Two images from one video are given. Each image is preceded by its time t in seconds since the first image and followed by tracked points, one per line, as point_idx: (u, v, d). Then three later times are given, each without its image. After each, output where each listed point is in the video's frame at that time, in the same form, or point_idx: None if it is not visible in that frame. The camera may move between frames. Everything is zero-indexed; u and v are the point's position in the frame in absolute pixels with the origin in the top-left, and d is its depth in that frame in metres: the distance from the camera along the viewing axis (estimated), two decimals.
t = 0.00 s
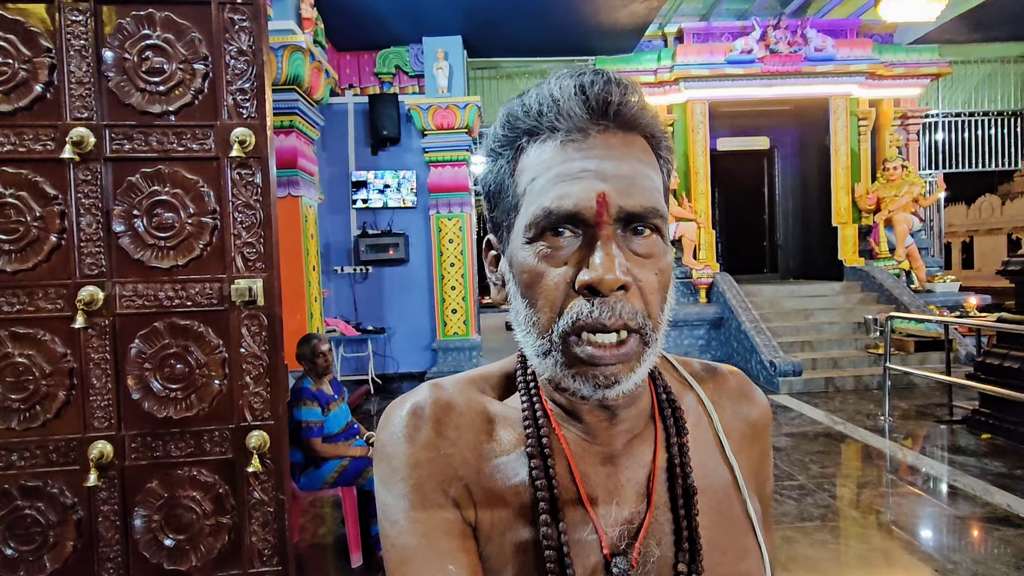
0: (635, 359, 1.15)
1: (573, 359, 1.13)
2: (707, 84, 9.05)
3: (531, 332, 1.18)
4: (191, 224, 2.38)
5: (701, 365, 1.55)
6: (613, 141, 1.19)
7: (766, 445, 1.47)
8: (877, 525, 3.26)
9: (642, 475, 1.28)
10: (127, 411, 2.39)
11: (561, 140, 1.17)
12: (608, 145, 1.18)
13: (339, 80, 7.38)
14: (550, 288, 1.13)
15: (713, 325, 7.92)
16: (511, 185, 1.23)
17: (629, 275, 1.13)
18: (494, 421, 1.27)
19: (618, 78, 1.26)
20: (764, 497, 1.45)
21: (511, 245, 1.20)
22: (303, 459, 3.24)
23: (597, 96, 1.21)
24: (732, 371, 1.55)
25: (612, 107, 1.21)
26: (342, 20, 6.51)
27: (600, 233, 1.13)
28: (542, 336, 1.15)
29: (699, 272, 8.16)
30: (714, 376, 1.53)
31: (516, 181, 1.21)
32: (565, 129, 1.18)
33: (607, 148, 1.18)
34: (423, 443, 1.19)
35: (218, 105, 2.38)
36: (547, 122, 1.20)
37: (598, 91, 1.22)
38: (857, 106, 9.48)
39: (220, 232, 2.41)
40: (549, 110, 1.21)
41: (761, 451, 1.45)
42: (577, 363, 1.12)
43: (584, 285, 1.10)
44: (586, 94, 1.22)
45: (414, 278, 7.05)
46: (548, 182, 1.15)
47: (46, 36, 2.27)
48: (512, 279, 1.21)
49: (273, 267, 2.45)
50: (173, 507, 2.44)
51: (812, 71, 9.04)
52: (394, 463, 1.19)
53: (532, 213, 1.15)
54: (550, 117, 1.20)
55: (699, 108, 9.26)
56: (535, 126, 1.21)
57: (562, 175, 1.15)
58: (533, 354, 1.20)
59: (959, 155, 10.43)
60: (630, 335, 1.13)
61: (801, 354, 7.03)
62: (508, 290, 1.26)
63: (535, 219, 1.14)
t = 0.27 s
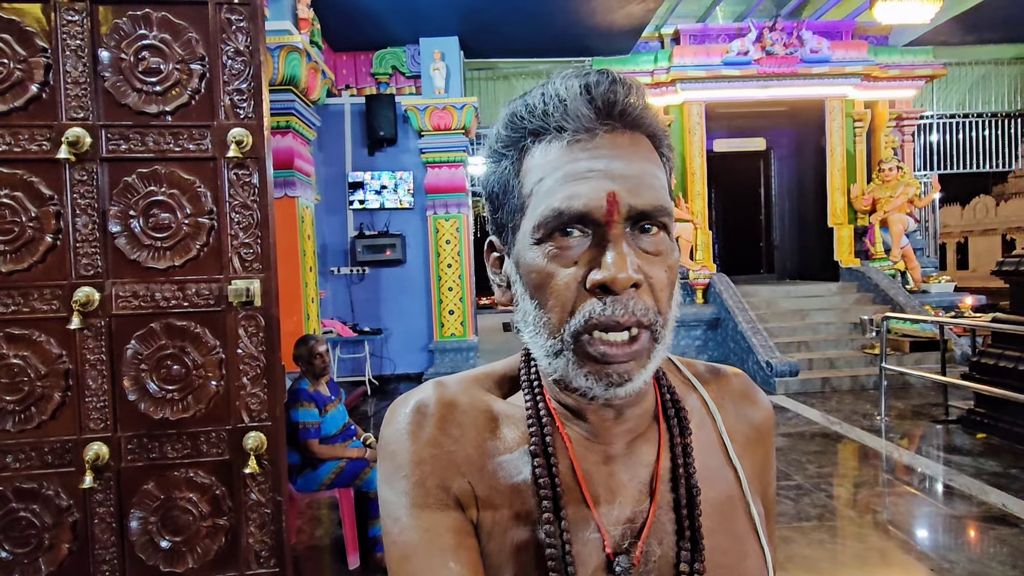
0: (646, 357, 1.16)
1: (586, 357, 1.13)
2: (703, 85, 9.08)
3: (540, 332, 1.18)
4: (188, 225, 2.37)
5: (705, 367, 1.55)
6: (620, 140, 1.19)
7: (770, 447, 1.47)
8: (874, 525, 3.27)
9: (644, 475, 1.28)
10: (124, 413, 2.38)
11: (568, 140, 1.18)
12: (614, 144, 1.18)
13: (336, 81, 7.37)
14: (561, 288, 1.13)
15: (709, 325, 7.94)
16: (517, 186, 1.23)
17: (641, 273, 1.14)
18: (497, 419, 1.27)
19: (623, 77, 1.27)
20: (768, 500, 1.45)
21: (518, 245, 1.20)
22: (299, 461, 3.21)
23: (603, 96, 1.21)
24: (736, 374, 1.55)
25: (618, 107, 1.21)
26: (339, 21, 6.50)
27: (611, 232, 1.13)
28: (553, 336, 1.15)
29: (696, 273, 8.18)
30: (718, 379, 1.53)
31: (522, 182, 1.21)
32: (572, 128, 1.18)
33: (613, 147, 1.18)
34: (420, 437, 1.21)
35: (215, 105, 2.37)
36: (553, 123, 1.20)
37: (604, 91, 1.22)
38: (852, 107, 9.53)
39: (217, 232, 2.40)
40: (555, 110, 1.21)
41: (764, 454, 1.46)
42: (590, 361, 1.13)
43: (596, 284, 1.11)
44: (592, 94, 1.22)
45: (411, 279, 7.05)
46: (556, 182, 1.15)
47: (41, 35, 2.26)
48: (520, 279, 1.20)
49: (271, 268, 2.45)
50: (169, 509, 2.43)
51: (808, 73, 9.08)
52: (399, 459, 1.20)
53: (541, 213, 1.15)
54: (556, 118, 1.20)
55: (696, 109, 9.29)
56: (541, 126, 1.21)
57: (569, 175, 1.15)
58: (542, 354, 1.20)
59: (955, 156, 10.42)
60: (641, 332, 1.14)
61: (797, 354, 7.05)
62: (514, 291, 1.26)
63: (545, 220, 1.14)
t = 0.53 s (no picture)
0: (662, 357, 1.18)
1: (603, 361, 1.14)
2: (699, 86, 9.10)
3: (553, 340, 1.18)
4: (184, 226, 2.37)
5: (703, 369, 1.56)
6: (621, 141, 1.21)
7: (767, 448, 1.48)
8: (869, 524, 3.29)
9: (645, 475, 1.29)
10: (120, 414, 2.38)
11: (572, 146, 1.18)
12: (617, 147, 1.19)
13: (332, 82, 7.38)
14: (578, 295, 1.13)
15: (706, 326, 7.96)
16: (519, 196, 1.22)
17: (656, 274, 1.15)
18: (499, 420, 1.27)
19: (619, 79, 1.28)
20: (764, 501, 1.47)
21: (525, 255, 1.20)
22: (296, 462, 3.25)
23: (602, 98, 1.23)
24: (734, 375, 1.56)
25: (618, 108, 1.22)
26: (335, 22, 6.50)
27: (624, 235, 1.14)
28: (569, 343, 1.16)
29: (692, 274, 8.19)
30: (716, 379, 1.53)
31: (526, 191, 1.20)
32: (575, 133, 1.19)
33: (616, 149, 1.19)
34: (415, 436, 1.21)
35: (212, 106, 2.37)
36: (555, 128, 1.20)
37: (602, 93, 1.23)
38: (847, 108, 9.56)
39: (213, 233, 2.40)
40: (556, 116, 1.21)
41: (762, 454, 1.47)
42: (608, 365, 1.14)
43: (615, 289, 1.12)
44: (590, 97, 1.23)
45: (408, 280, 7.05)
46: (564, 189, 1.15)
47: (37, 36, 2.25)
48: (529, 289, 1.20)
49: (267, 269, 2.45)
50: (166, 511, 2.42)
51: (803, 74, 9.11)
52: (398, 462, 1.20)
53: (552, 221, 1.14)
54: (557, 124, 1.20)
55: (692, 110, 9.31)
56: (543, 132, 1.21)
57: (577, 181, 1.15)
58: (555, 361, 1.20)
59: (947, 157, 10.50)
60: (656, 332, 1.16)
61: (793, 355, 7.07)
62: (520, 299, 1.26)
63: (557, 227, 1.14)
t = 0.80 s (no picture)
0: (646, 362, 1.18)
1: (588, 362, 1.15)
2: (695, 87, 9.12)
3: (539, 339, 1.19)
4: (180, 227, 2.36)
5: (697, 369, 1.57)
6: (618, 143, 1.21)
7: (761, 447, 1.48)
8: (864, 524, 3.30)
9: (637, 478, 1.29)
10: (115, 415, 2.37)
11: (566, 145, 1.18)
12: (613, 149, 1.20)
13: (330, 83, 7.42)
14: (564, 295, 1.14)
15: (702, 326, 7.97)
16: (511, 192, 1.23)
17: (643, 278, 1.15)
18: (490, 424, 1.28)
19: (619, 81, 1.29)
20: (757, 499, 1.47)
21: (514, 252, 1.20)
22: (292, 463, 3.19)
23: (600, 100, 1.23)
24: (727, 375, 1.56)
25: (615, 110, 1.23)
26: (332, 23, 6.50)
27: (613, 238, 1.14)
28: (554, 342, 1.16)
29: (689, 274, 8.20)
30: (709, 380, 1.54)
31: (518, 188, 1.21)
32: (570, 133, 1.19)
33: (612, 151, 1.20)
34: (404, 445, 1.21)
35: (207, 108, 2.37)
36: (550, 127, 1.20)
37: (600, 95, 1.24)
38: (843, 109, 9.59)
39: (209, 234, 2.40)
40: (553, 114, 1.21)
41: (755, 454, 1.47)
42: (593, 367, 1.15)
43: (600, 291, 1.12)
44: (588, 98, 1.23)
45: (405, 281, 7.04)
46: (555, 188, 1.16)
47: (33, 38, 2.25)
48: (517, 286, 1.20)
49: (263, 270, 2.44)
50: (161, 512, 2.42)
51: (799, 75, 9.14)
52: (388, 468, 1.21)
53: (541, 219, 1.15)
54: (553, 123, 1.20)
55: (689, 111, 9.32)
56: (538, 130, 1.21)
57: (569, 181, 1.15)
58: (540, 361, 1.21)
59: (943, 157, 10.51)
60: (642, 336, 1.16)
61: (789, 354, 7.09)
62: (510, 297, 1.26)
63: (546, 225, 1.14)
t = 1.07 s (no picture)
0: (635, 368, 1.18)
1: (575, 367, 1.15)
2: (693, 88, 9.14)
3: (528, 342, 1.19)
4: (176, 227, 2.35)
5: (693, 367, 1.56)
6: (614, 147, 1.20)
7: (757, 446, 1.48)
8: (862, 523, 3.30)
9: (632, 477, 1.29)
10: (111, 416, 2.36)
11: (560, 147, 1.18)
12: (608, 152, 1.19)
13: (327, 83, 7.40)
14: (551, 298, 1.14)
15: (700, 326, 7.98)
16: (505, 191, 1.22)
17: (631, 285, 1.15)
18: (484, 425, 1.27)
19: (616, 83, 1.28)
20: (754, 497, 1.47)
21: (505, 252, 1.20)
22: (289, 464, 3.21)
23: (597, 101, 1.22)
24: (724, 372, 1.56)
25: (612, 113, 1.22)
26: (329, 23, 6.49)
27: (602, 243, 1.14)
28: (541, 345, 1.16)
29: (686, 274, 8.21)
30: (706, 378, 1.54)
31: (511, 188, 1.20)
32: (565, 134, 1.18)
33: (608, 154, 1.19)
34: (399, 446, 1.20)
35: (204, 108, 2.36)
36: (545, 127, 1.19)
37: (597, 96, 1.23)
38: (840, 110, 9.60)
39: (206, 234, 2.39)
40: (548, 115, 1.20)
41: (752, 452, 1.47)
42: (579, 372, 1.15)
43: (587, 296, 1.12)
44: (585, 100, 1.22)
45: (403, 281, 7.03)
46: (547, 191, 1.15)
47: (28, 37, 2.24)
48: (508, 286, 1.21)
49: (260, 271, 2.43)
50: (157, 514, 2.40)
51: (796, 76, 9.16)
52: (380, 468, 1.20)
53: (532, 221, 1.15)
54: (548, 123, 1.20)
55: (686, 112, 9.32)
56: (532, 130, 1.20)
57: (561, 183, 1.15)
58: (529, 363, 1.21)
59: (941, 157, 10.51)
60: (630, 343, 1.16)
61: (787, 355, 7.10)
62: (502, 297, 1.27)
63: (536, 227, 1.14)
